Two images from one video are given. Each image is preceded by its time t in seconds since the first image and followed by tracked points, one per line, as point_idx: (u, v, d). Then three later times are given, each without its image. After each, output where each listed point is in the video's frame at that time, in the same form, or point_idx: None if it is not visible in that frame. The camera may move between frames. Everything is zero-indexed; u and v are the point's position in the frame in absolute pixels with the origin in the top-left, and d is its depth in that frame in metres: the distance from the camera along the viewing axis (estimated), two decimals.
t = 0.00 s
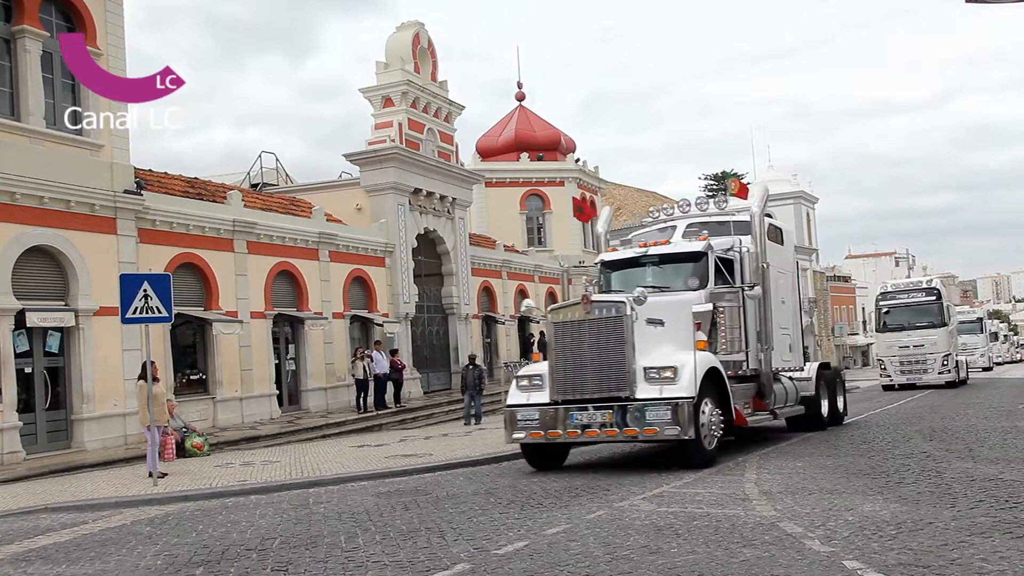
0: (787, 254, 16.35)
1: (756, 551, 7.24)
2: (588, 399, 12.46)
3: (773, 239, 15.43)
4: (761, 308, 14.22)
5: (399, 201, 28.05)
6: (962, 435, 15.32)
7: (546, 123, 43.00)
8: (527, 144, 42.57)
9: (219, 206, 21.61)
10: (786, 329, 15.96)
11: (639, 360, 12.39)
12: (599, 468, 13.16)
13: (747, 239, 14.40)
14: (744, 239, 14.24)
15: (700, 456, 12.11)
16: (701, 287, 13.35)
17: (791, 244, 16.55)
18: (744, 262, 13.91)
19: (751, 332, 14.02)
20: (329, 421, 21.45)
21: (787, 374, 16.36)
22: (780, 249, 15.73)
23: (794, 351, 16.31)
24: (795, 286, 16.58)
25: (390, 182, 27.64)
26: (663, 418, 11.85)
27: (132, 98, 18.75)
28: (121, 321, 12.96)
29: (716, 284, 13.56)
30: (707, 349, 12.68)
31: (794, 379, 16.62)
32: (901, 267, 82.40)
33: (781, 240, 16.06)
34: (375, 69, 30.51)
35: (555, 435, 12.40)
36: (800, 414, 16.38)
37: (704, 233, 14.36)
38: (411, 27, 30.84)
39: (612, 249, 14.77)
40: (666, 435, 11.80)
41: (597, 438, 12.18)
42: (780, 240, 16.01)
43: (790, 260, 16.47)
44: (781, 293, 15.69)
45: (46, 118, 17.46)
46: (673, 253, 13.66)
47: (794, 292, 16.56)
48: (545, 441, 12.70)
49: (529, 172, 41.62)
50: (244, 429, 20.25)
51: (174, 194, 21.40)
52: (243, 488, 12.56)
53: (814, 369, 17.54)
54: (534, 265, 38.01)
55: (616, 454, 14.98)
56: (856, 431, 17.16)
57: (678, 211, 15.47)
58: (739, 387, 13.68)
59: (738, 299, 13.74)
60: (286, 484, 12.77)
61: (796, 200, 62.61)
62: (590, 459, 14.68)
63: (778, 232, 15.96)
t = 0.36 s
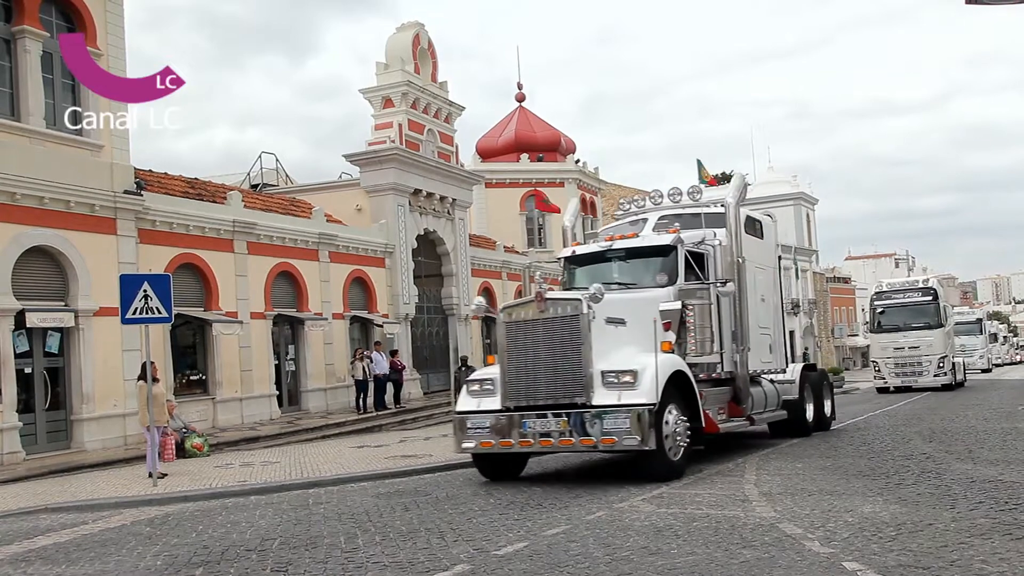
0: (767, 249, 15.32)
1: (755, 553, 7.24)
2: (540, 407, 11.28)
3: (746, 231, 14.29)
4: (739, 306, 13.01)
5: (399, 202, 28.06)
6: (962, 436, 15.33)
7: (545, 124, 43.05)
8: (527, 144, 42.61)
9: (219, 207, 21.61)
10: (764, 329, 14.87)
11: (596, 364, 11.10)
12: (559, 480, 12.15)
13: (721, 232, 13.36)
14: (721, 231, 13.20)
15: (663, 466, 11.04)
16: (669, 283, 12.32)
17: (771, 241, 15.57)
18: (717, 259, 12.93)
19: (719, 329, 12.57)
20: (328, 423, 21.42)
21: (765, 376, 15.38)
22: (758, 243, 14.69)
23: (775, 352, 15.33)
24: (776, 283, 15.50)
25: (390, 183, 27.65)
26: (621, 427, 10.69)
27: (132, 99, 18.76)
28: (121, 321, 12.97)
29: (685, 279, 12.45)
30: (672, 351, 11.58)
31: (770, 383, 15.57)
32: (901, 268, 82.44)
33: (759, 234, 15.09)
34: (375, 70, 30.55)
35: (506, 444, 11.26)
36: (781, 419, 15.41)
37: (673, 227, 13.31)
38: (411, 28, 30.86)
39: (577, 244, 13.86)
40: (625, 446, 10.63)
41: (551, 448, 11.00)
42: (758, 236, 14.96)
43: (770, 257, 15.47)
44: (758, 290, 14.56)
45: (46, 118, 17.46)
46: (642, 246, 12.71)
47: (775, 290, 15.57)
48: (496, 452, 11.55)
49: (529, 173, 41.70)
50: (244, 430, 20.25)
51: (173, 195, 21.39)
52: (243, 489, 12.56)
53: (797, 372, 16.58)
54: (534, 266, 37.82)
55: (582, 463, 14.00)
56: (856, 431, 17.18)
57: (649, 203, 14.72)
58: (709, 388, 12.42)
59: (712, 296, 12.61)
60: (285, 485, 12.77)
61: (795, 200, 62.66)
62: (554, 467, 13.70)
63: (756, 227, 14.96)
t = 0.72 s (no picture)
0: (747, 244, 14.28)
1: (755, 554, 7.24)
2: (485, 413, 10.23)
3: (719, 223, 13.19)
4: (710, 304, 12.17)
5: (399, 204, 28.07)
6: (962, 439, 15.31)
7: (545, 125, 43.06)
8: (527, 145, 42.60)
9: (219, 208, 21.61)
10: (742, 329, 13.79)
11: (545, 367, 10.03)
12: (514, 493, 11.18)
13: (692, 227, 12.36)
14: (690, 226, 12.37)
15: (620, 480, 10.02)
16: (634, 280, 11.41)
17: (751, 235, 14.49)
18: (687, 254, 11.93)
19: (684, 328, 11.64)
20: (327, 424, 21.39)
21: (743, 380, 14.09)
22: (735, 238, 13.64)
23: (754, 355, 14.32)
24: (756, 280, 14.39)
25: (390, 183, 27.68)
26: (572, 438, 9.64)
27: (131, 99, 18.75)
28: (121, 322, 12.96)
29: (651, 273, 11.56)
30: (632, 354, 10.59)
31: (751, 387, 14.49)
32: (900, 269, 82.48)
33: (738, 228, 14.02)
34: (375, 71, 30.56)
35: (449, 455, 10.16)
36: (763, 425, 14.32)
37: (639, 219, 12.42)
38: (411, 29, 30.86)
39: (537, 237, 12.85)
40: (576, 458, 9.59)
41: (496, 460, 9.92)
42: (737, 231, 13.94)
43: (749, 253, 14.40)
44: (735, 288, 13.53)
45: (47, 118, 17.47)
46: (607, 239, 11.73)
47: (754, 289, 14.54)
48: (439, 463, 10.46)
49: (529, 174, 41.70)
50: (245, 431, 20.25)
51: (173, 196, 21.38)
52: (243, 490, 12.55)
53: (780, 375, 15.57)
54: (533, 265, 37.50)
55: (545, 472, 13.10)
56: (856, 433, 17.17)
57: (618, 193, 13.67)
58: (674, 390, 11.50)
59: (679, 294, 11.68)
60: (285, 487, 12.76)
61: (795, 202, 62.69)
62: (511, 477, 12.73)
63: (733, 220, 13.87)
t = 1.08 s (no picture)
0: (721, 235, 13.37)
1: (755, 555, 7.24)
2: (419, 421, 9.37)
3: (688, 213, 12.30)
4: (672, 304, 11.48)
5: (399, 204, 28.09)
6: (962, 440, 15.31)
7: (545, 126, 43.04)
8: (526, 146, 42.58)
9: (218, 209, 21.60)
10: (714, 328, 12.91)
11: (483, 371, 9.18)
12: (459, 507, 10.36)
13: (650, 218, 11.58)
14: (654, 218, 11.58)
15: (566, 497, 9.13)
16: (589, 275, 10.52)
17: (726, 228, 13.63)
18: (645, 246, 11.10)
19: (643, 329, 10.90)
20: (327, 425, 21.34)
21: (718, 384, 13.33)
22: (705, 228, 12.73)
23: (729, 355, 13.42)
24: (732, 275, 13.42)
25: (390, 184, 27.69)
26: (510, 451, 8.77)
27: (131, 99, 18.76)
28: (121, 323, 12.95)
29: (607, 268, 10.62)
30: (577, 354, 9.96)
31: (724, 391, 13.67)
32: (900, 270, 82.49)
33: (711, 221, 13.16)
34: (375, 72, 30.56)
35: (379, 469, 9.33)
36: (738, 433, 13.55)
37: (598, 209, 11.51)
38: (411, 29, 30.85)
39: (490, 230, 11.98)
40: (514, 474, 8.74)
41: (429, 474, 9.08)
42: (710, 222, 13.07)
43: (724, 247, 13.51)
44: (707, 284, 12.67)
45: (47, 119, 17.48)
46: (563, 231, 10.79)
47: (730, 286, 13.63)
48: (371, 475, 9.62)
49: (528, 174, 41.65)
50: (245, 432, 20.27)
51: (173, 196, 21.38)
52: (242, 491, 12.54)
53: (757, 378, 14.78)
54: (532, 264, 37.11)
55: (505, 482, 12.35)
56: (856, 435, 17.16)
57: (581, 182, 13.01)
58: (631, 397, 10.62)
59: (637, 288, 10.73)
60: (285, 487, 12.76)
61: (795, 203, 62.67)
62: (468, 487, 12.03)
63: (705, 210, 12.98)
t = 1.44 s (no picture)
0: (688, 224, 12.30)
1: (754, 557, 7.24)
2: (336, 431, 8.38)
3: (652, 201, 11.34)
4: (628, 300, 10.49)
5: (399, 205, 28.12)
6: (961, 442, 15.31)
7: (544, 127, 43.04)
8: (527, 147, 42.50)
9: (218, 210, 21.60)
10: (683, 328, 11.93)
11: (404, 376, 8.10)
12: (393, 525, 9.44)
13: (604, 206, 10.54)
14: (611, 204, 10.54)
15: (497, 517, 8.12)
16: (535, 268, 9.54)
17: (698, 219, 12.66)
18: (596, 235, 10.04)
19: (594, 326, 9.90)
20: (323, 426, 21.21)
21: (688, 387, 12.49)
22: (668, 217, 11.68)
23: (699, 357, 12.40)
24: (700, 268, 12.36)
25: (390, 185, 27.73)
26: (431, 464, 7.74)
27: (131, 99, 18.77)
28: (121, 324, 12.96)
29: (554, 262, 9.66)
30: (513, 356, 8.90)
31: (697, 396, 12.75)
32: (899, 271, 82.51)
33: (683, 211, 12.21)
34: (375, 73, 30.58)
35: (292, 484, 8.31)
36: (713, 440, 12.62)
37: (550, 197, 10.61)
38: (411, 31, 30.87)
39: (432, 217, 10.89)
40: (434, 491, 7.70)
41: (346, 491, 8.07)
42: (679, 213, 12.13)
43: (697, 241, 12.56)
44: (675, 279, 11.74)
45: (47, 120, 17.49)
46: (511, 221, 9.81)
47: (703, 283, 12.66)
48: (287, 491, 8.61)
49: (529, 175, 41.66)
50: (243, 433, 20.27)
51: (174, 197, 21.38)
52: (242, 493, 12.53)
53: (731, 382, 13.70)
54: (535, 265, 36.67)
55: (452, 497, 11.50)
56: (855, 436, 17.18)
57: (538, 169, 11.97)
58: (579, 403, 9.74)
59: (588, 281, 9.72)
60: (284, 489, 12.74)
61: (795, 204, 62.68)
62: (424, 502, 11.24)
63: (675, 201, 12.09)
